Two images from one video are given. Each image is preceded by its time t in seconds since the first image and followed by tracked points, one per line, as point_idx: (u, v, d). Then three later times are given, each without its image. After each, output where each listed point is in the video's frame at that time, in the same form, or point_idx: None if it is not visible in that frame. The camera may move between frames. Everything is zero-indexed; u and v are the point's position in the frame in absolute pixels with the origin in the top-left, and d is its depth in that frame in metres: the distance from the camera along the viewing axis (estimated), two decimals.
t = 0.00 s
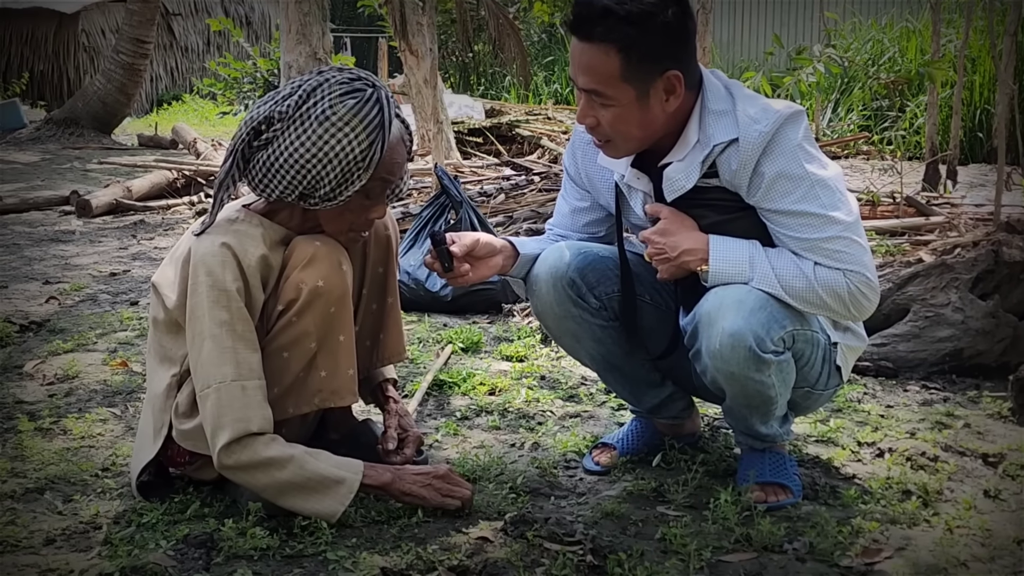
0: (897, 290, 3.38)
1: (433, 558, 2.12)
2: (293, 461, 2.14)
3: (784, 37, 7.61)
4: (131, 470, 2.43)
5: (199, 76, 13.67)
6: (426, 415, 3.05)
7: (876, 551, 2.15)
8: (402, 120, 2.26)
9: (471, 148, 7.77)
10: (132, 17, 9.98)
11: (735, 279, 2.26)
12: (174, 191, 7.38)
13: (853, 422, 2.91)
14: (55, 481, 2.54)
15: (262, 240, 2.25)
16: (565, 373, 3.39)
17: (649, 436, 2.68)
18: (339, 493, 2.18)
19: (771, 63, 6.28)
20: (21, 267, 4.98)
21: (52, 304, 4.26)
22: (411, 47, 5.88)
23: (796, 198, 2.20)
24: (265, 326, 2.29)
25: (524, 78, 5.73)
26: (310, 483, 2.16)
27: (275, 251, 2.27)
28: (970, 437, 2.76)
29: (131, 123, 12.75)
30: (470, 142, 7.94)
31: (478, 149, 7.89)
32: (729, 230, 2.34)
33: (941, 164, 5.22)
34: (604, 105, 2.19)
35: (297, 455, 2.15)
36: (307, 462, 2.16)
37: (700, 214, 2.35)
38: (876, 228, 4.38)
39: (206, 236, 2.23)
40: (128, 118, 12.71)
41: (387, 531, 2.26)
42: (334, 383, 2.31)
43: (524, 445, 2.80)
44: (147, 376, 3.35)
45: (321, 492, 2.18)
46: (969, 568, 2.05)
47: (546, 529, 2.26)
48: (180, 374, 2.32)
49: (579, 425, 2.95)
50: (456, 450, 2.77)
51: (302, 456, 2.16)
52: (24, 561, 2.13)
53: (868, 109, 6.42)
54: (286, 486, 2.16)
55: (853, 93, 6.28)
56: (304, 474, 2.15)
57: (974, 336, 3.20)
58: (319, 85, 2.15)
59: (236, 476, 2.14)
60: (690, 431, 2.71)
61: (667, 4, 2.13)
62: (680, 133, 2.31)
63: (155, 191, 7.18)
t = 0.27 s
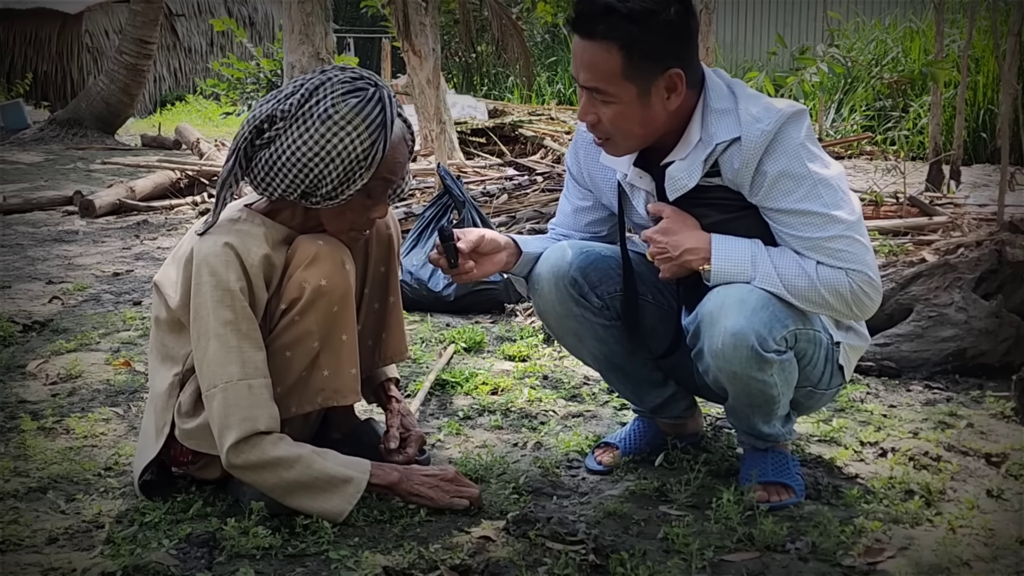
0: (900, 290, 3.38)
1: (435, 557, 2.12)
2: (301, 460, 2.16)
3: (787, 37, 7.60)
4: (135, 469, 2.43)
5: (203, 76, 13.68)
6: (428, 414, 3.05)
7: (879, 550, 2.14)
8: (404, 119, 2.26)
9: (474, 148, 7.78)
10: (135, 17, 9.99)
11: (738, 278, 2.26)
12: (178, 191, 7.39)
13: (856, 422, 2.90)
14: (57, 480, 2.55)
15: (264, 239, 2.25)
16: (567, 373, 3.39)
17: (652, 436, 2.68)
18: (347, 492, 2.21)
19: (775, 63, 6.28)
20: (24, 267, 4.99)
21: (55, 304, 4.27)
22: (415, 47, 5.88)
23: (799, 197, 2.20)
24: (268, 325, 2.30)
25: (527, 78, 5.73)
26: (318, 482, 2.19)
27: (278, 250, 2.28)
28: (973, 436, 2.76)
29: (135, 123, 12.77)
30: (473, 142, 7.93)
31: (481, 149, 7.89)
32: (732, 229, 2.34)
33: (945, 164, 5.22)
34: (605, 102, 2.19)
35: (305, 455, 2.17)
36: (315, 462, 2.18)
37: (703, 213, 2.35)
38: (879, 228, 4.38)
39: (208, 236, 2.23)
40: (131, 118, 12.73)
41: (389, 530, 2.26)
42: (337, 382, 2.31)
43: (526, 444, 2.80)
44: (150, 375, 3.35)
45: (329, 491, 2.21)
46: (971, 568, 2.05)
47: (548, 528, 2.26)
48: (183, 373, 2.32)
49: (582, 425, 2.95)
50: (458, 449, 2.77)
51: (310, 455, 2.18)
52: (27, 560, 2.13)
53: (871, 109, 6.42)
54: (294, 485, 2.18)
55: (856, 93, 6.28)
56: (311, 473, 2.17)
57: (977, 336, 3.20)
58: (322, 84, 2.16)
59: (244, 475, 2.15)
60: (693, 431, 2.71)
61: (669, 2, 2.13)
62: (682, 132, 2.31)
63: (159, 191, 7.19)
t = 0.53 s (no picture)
0: (902, 291, 3.38)
1: (437, 557, 2.13)
2: (303, 459, 2.16)
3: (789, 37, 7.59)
4: (137, 469, 2.44)
5: (206, 77, 13.71)
6: (430, 414, 3.05)
7: (880, 550, 2.15)
8: (405, 120, 2.26)
9: (477, 149, 7.78)
10: (138, 18, 10.01)
11: (739, 278, 2.26)
12: (181, 191, 7.41)
13: (858, 422, 2.90)
14: (60, 480, 2.56)
15: (266, 239, 2.26)
16: (569, 373, 3.39)
17: (653, 436, 2.68)
18: (350, 489, 2.20)
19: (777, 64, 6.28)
20: (27, 267, 5.00)
21: (58, 305, 4.28)
22: (417, 48, 5.88)
23: (800, 197, 2.20)
24: (270, 325, 2.30)
25: (530, 78, 5.73)
26: (322, 479, 2.18)
27: (280, 250, 2.28)
28: (975, 436, 2.75)
29: (138, 124, 12.79)
30: (476, 143, 7.94)
31: (484, 149, 7.90)
32: (734, 230, 2.34)
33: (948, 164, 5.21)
34: (601, 110, 2.19)
35: (307, 453, 2.17)
36: (317, 460, 2.17)
37: (704, 213, 2.35)
38: (881, 228, 4.38)
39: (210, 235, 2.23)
40: (135, 118, 12.75)
41: (391, 530, 2.26)
42: (339, 381, 2.31)
43: (528, 445, 2.80)
44: (153, 375, 3.36)
45: (332, 488, 2.20)
46: (973, 568, 2.05)
47: (549, 528, 2.26)
48: (185, 373, 2.33)
49: (584, 425, 2.95)
50: (460, 449, 2.78)
51: (312, 453, 2.17)
52: (30, 560, 2.14)
53: (874, 109, 6.41)
54: (297, 484, 2.18)
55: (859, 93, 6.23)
56: (313, 471, 2.17)
57: (979, 336, 3.19)
58: (322, 84, 2.16)
59: (247, 474, 2.16)
60: (694, 431, 2.71)
61: (662, 11, 2.13)
62: (682, 134, 2.31)
63: (162, 191, 7.20)
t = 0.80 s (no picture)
0: (904, 291, 3.38)
1: (439, 556, 2.13)
2: (306, 460, 2.16)
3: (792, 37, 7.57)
4: (140, 468, 2.44)
5: (209, 77, 13.72)
6: (432, 414, 3.05)
7: (882, 550, 2.15)
8: (406, 118, 2.26)
9: (479, 148, 7.78)
10: (141, 18, 10.02)
11: (741, 278, 2.26)
12: (184, 191, 7.42)
13: (860, 422, 2.90)
14: (63, 480, 2.56)
15: (268, 240, 2.26)
16: (571, 373, 3.39)
17: (655, 436, 2.68)
18: (352, 491, 2.21)
19: (780, 63, 6.27)
20: (30, 267, 5.01)
21: (61, 304, 4.29)
22: (420, 48, 5.88)
23: (801, 196, 2.20)
24: (273, 325, 2.31)
25: (533, 78, 5.73)
26: (322, 482, 2.19)
27: (283, 250, 2.28)
28: (977, 436, 2.75)
29: (141, 124, 12.80)
30: (479, 142, 7.93)
31: (486, 149, 7.90)
32: (735, 229, 2.34)
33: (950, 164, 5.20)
34: (603, 113, 2.19)
35: (309, 455, 2.17)
36: (319, 462, 2.18)
37: (706, 213, 2.35)
38: (884, 228, 4.37)
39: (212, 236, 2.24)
40: (138, 118, 12.77)
41: (393, 529, 2.27)
42: (341, 381, 2.32)
43: (530, 444, 2.80)
44: (155, 375, 3.36)
45: (334, 490, 2.21)
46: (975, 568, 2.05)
47: (552, 527, 2.26)
48: (188, 373, 2.33)
49: (586, 425, 2.95)
50: (462, 449, 2.78)
51: (315, 455, 2.17)
52: (33, 559, 2.14)
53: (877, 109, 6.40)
54: (300, 485, 2.18)
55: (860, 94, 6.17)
56: (316, 473, 2.17)
57: (981, 336, 3.19)
58: (322, 83, 2.16)
59: (249, 475, 2.15)
60: (696, 431, 2.71)
61: (660, 11, 2.13)
62: (684, 134, 2.32)
63: (164, 191, 7.21)
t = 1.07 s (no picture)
0: (907, 291, 3.37)
1: (442, 556, 2.13)
2: (310, 459, 2.17)
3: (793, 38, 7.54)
4: (142, 468, 2.44)
5: (211, 76, 13.72)
6: (435, 413, 3.05)
7: (885, 550, 2.14)
8: (400, 111, 2.25)
9: (481, 148, 7.77)
10: (143, 17, 10.02)
11: (743, 278, 2.26)
12: (186, 190, 7.42)
13: (862, 422, 2.90)
14: (66, 479, 2.56)
15: (270, 239, 2.26)
16: (574, 373, 3.39)
17: (658, 435, 2.68)
18: (356, 489, 2.21)
19: (782, 63, 6.27)
20: (32, 266, 5.01)
21: (63, 303, 4.29)
22: (422, 47, 5.88)
23: (804, 196, 2.20)
24: (277, 324, 2.31)
25: (535, 78, 5.73)
26: (327, 480, 2.20)
27: (285, 250, 2.28)
28: (980, 436, 2.75)
29: (143, 123, 12.80)
30: (481, 142, 7.93)
31: (488, 149, 7.90)
32: (738, 229, 2.34)
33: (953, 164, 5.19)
34: (609, 110, 2.19)
35: (314, 454, 2.18)
36: (324, 461, 2.19)
37: (708, 213, 2.35)
38: (886, 228, 4.37)
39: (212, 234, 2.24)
40: (140, 118, 12.77)
41: (396, 528, 2.26)
42: (344, 380, 2.32)
43: (533, 444, 2.80)
44: (158, 374, 3.36)
45: (338, 488, 2.22)
46: (978, 568, 2.04)
47: (554, 527, 2.26)
48: (191, 372, 2.33)
49: (588, 425, 2.95)
50: (465, 448, 2.78)
51: (319, 453, 2.18)
52: (36, 558, 2.15)
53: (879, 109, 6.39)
54: (303, 483, 2.19)
55: (863, 94, 5.97)
56: (321, 471, 2.18)
57: (984, 336, 3.19)
58: (313, 79, 2.17)
59: (255, 473, 2.16)
60: (699, 430, 2.71)
61: (666, 8, 2.14)
62: (688, 133, 2.32)
63: (167, 190, 7.21)
